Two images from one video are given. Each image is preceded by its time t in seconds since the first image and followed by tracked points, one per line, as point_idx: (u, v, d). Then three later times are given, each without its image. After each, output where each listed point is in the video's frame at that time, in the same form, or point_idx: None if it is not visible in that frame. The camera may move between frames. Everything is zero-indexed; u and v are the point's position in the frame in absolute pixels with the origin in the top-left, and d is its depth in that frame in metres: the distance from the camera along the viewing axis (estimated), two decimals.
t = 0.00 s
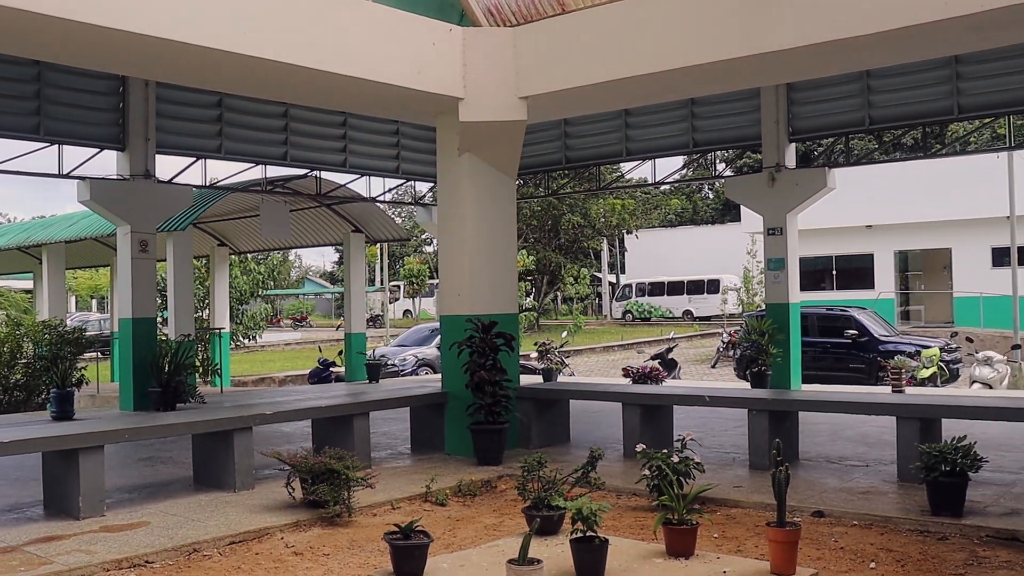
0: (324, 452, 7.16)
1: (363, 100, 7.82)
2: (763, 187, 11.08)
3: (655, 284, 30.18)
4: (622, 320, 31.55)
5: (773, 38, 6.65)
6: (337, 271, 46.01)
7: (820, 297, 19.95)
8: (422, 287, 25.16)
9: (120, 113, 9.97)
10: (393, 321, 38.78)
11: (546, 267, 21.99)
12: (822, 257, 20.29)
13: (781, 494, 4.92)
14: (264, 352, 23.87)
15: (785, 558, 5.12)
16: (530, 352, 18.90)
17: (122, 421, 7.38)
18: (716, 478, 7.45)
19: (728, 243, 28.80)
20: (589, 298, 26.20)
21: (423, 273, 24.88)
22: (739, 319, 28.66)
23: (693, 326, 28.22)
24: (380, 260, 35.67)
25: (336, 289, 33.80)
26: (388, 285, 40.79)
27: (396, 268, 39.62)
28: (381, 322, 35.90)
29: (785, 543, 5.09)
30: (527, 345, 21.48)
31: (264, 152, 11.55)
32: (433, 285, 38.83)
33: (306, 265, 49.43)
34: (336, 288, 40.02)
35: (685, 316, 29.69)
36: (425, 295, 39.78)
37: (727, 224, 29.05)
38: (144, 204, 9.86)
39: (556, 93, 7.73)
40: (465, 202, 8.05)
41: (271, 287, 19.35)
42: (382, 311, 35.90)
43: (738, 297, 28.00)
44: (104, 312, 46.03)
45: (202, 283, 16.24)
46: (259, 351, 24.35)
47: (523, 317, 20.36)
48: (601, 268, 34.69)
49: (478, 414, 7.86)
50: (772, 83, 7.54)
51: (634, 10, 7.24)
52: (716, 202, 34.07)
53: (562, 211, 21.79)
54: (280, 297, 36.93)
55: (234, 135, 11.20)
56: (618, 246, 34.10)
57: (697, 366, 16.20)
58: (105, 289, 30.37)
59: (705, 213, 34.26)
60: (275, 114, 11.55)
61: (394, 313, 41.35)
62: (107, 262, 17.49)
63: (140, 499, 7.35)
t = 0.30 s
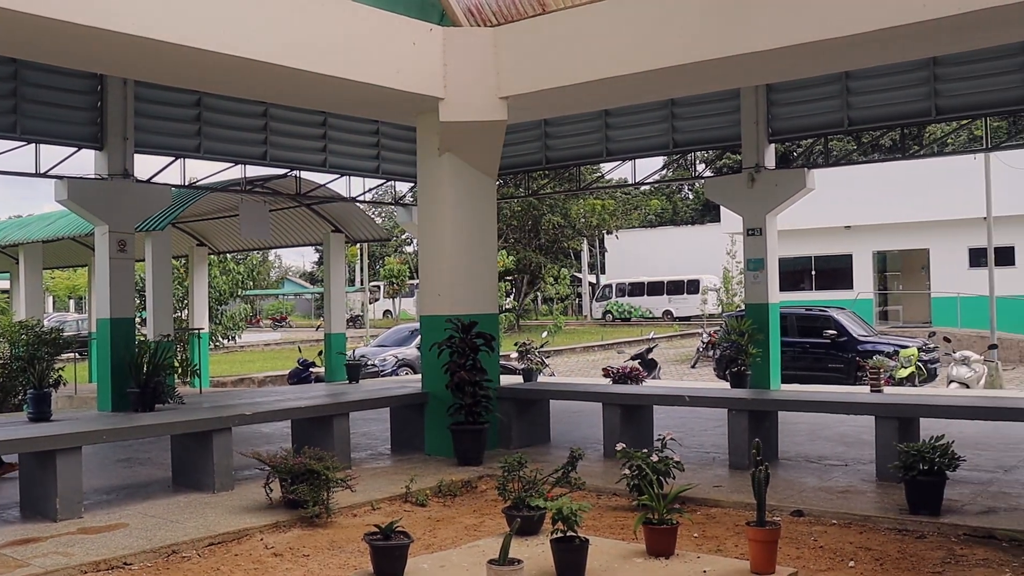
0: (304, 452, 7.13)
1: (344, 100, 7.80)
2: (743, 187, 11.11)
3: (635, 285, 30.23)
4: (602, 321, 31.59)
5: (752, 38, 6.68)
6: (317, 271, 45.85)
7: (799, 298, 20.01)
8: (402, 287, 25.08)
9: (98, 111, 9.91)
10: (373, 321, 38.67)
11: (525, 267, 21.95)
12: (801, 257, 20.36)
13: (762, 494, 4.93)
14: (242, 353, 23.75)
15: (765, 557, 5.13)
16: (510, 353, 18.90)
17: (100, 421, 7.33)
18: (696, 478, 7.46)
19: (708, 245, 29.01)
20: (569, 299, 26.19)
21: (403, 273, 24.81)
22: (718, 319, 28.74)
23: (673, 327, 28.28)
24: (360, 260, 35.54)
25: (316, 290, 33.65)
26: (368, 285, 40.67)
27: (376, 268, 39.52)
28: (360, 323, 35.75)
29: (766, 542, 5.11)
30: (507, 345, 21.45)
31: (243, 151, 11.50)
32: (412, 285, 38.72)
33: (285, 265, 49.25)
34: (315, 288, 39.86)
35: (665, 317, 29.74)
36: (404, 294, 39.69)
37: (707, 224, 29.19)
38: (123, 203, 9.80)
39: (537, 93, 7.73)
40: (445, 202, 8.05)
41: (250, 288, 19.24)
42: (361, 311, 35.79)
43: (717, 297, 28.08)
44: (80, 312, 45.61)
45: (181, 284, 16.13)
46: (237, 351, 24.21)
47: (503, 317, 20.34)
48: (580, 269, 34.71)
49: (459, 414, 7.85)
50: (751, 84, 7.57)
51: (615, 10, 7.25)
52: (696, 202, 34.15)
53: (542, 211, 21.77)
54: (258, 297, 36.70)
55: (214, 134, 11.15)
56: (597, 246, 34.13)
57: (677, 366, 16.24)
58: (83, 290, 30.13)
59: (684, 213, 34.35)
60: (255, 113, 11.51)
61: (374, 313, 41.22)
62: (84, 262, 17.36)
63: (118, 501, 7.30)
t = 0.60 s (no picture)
0: (284, 453, 7.10)
1: (325, 99, 7.77)
2: (723, 188, 11.15)
3: (615, 285, 30.30)
4: (582, 321, 31.66)
5: (733, 40, 6.70)
6: (296, 271, 45.71)
7: (779, 298, 20.07)
8: (382, 287, 25.03)
9: (76, 111, 9.85)
10: (353, 322, 38.61)
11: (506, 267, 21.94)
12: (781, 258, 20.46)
13: (741, 494, 4.94)
14: (222, 353, 23.66)
15: (744, 557, 5.14)
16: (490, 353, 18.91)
17: (79, 422, 7.28)
18: (676, 478, 7.47)
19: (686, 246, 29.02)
20: (550, 299, 26.23)
21: (383, 273, 24.77)
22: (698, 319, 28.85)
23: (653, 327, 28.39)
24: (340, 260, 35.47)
25: (295, 290, 33.57)
26: (348, 285, 40.62)
27: (356, 268, 39.45)
28: (340, 323, 35.67)
29: (746, 542, 5.13)
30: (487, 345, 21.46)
31: (223, 151, 11.44)
32: (392, 285, 38.67)
33: (265, 265, 49.12)
34: (296, 288, 39.75)
35: (645, 317, 29.83)
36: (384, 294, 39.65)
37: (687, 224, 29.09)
38: (101, 203, 9.76)
39: (518, 93, 7.73)
40: (425, 202, 8.04)
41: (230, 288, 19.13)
42: (342, 311, 35.75)
43: (697, 298, 28.18)
44: (58, 312, 45.27)
45: (160, 284, 16.02)
46: (216, 351, 24.11)
47: (484, 317, 20.35)
48: (561, 269, 34.76)
49: (439, 415, 7.84)
50: (732, 85, 7.59)
51: (596, 11, 7.26)
52: (677, 203, 34.25)
53: (522, 212, 21.76)
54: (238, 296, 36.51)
55: (194, 134, 11.10)
56: (578, 247, 34.17)
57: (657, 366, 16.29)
58: (60, 290, 29.91)
59: (664, 214, 34.47)
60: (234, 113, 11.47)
61: (355, 313, 41.15)
62: (62, 261, 17.26)
63: (96, 502, 7.25)
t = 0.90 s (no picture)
0: (262, 453, 7.07)
1: (306, 98, 7.75)
2: (703, 189, 11.17)
3: (596, 285, 30.36)
4: (562, 321, 31.71)
5: (714, 40, 6.73)
6: (275, 270, 45.59)
7: (757, 299, 20.13)
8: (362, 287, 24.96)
9: (54, 108, 9.78)
10: (333, 322, 38.52)
11: (486, 266, 21.92)
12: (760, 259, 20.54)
13: (720, 495, 4.94)
14: (200, 352, 23.54)
15: (723, 557, 5.15)
16: (469, 353, 18.91)
17: (56, 421, 7.23)
18: (655, 478, 7.49)
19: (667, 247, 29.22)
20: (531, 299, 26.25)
21: (363, 273, 24.71)
22: (678, 320, 28.96)
23: (633, 327, 28.45)
24: (320, 259, 35.38)
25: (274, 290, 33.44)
26: (328, 285, 40.52)
27: (336, 268, 39.37)
28: (320, 323, 35.56)
29: (726, 542, 5.13)
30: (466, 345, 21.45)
31: (202, 149, 11.37)
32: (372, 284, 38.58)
33: (245, 265, 48.95)
34: (275, 288, 39.59)
35: (625, 317, 29.90)
36: (364, 294, 39.57)
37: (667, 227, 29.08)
38: (79, 201, 9.70)
39: (500, 93, 7.73)
40: (405, 202, 8.03)
41: (209, 287, 19.05)
42: (322, 311, 35.66)
43: (677, 299, 28.26)
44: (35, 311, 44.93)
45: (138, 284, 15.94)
46: (194, 351, 23.97)
47: (464, 317, 20.33)
48: (541, 270, 34.81)
49: (419, 415, 7.83)
50: (712, 86, 7.62)
51: (577, 12, 7.27)
52: (657, 203, 34.37)
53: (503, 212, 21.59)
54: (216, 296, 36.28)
55: (173, 132, 11.04)
56: (558, 247, 34.21)
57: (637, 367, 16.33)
58: (37, 289, 29.67)
59: (645, 214, 34.59)
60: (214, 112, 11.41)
61: (335, 314, 41.08)
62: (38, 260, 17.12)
63: (73, 503, 7.19)
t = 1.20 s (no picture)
0: (241, 453, 7.03)
1: (286, 97, 7.73)
2: (683, 189, 11.20)
3: (575, 286, 30.45)
4: (542, 321, 31.79)
5: (694, 43, 6.75)
6: (254, 270, 45.47)
7: (737, 300, 20.20)
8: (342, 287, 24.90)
9: (32, 106, 9.72)
10: (312, 322, 38.44)
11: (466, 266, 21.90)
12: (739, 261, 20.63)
13: (699, 495, 4.94)
14: (178, 352, 23.44)
15: (703, 557, 5.15)
16: (449, 353, 18.91)
17: (31, 421, 7.16)
18: (634, 478, 7.49)
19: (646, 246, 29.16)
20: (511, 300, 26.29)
21: (343, 273, 24.67)
22: (658, 321, 29.08)
23: (612, 327, 28.53)
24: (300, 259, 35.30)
25: (253, 289, 33.34)
26: (308, 284, 40.43)
27: (315, 268, 39.32)
28: (300, 323, 35.48)
29: (705, 542, 5.14)
30: (446, 345, 21.46)
31: (180, 148, 11.31)
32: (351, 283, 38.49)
33: (224, 264, 48.82)
34: (254, 288, 39.42)
35: (605, 318, 29.98)
36: (344, 294, 39.47)
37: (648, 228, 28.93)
38: (56, 199, 9.62)
39: (481, 93, 7.73)
40: (386, 203, 8.02)
41: (188, 286, 18.95)
42: (301, 311, 35.60)
43: (657, 299, 28.37)
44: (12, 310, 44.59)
45: (116, 283, 15.80)
46: (173, 351, 23.86)
47: (443, 317, 20.33)
48: (521, 270, 34.88)
49: (398, 415, 7.82)
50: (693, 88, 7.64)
51: (558, 12, 7.28)
52: (637, 204, 34.50)
53: (483, 212, 21.28)
54: (195, 295, 36.04)
55: (152, 131, 10.98)
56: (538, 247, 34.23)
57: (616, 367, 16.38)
58: (14, 288, 29.42)
59: (625, 215, 34.70)
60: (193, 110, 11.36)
61: (315, 313, 41.03)
62: (15, 258, 16.99)
63: (49, 504, 7.14)
